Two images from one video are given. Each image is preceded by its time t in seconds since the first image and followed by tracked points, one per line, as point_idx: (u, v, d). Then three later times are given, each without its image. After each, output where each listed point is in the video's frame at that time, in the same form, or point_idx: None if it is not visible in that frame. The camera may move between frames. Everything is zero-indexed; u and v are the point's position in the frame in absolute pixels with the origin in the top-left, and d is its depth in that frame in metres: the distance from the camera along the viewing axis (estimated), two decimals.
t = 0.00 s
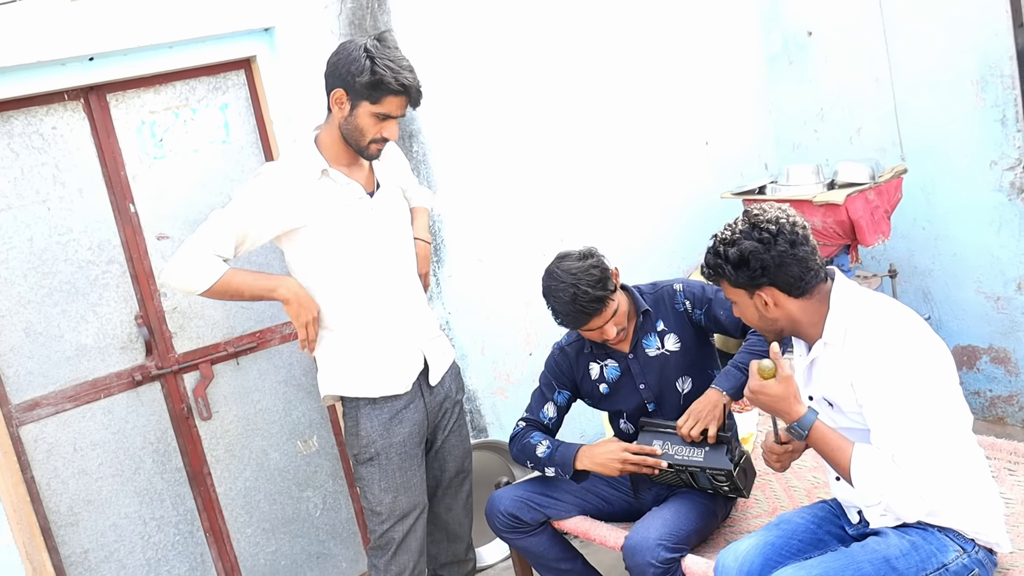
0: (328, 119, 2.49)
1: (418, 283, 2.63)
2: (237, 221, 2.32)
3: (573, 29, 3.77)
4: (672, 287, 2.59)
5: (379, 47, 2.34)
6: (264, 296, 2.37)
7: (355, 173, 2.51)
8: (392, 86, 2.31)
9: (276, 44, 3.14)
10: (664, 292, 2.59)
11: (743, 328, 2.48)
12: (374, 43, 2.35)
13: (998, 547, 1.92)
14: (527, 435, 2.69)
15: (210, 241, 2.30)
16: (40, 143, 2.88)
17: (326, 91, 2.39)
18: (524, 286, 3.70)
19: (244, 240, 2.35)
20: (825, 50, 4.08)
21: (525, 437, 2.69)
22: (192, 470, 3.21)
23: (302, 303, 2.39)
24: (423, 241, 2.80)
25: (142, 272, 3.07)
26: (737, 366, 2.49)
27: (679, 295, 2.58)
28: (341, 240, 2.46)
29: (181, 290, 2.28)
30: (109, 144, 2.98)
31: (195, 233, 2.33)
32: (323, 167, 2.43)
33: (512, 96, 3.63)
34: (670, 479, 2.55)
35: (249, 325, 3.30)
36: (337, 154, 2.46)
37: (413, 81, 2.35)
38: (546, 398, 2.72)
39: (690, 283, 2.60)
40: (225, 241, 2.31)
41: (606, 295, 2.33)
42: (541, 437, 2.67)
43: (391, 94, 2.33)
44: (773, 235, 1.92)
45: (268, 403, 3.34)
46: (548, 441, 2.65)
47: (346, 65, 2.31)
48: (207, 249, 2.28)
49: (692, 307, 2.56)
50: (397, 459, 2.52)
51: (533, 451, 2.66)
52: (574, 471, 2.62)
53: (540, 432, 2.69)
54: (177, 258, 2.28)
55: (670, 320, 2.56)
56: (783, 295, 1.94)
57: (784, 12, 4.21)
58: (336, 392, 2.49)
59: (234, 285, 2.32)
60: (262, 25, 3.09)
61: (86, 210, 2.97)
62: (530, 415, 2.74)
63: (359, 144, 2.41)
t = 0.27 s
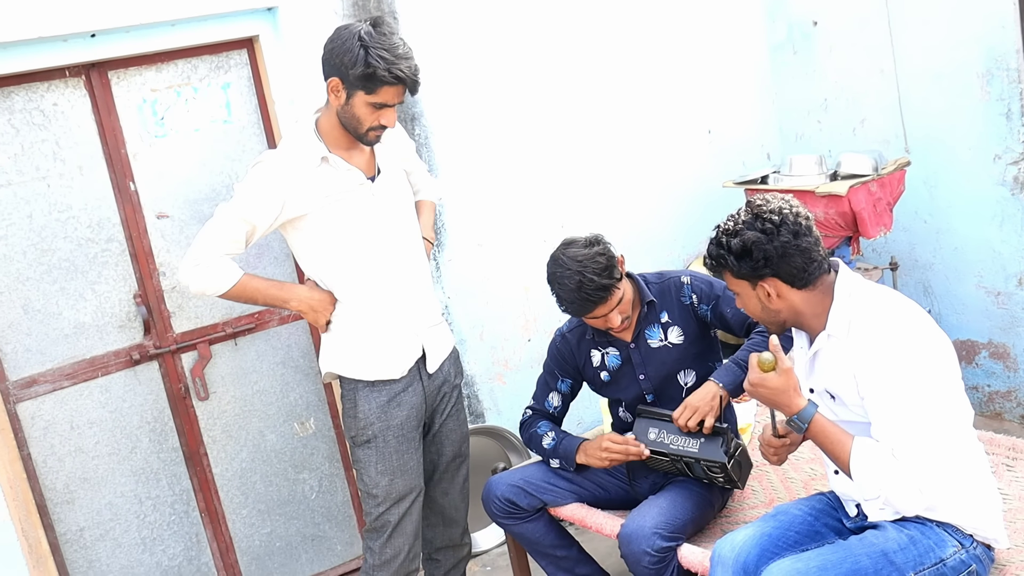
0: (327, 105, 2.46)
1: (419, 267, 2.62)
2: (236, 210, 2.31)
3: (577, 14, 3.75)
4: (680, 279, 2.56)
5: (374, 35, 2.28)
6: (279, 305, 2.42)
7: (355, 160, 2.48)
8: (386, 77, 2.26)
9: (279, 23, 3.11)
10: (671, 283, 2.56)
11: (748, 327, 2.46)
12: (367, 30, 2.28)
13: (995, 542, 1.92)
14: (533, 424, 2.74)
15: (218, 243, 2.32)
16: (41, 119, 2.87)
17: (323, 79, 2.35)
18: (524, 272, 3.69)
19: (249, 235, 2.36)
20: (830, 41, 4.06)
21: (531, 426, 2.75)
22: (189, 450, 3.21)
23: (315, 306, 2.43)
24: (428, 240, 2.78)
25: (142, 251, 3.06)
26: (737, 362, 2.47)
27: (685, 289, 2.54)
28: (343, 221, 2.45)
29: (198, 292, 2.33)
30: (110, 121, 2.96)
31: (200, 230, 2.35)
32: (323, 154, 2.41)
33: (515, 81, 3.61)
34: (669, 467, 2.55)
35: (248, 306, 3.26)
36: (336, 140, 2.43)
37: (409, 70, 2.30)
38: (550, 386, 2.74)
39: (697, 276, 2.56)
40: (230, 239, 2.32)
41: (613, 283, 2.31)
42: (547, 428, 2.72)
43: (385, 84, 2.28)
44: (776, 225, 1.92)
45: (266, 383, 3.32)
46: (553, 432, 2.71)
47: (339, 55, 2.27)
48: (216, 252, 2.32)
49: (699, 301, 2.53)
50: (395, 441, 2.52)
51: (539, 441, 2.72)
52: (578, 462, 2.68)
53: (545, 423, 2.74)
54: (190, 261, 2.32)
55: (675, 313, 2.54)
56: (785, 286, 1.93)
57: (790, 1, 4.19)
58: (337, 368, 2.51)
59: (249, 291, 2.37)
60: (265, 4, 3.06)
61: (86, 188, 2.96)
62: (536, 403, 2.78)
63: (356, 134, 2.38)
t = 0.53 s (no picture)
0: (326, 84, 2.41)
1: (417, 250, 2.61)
2: (234, 189, 2.30)
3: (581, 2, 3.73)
4: (682, 270, 2.55)
5: (368, 19, 2.20)
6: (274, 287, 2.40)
7: (352, 142, 2.44)
8: (376, 65, 2.19)
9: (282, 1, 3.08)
10: (673, 274, 2.56)
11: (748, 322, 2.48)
12: (361, 15, 2.20)
13: (985, 540, 1.93)
14: (522, 399, 2.74)
15: (214, 222, 2.30)
16: (38, 91, 2.84)
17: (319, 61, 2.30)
18: (521, 259, 3.68)
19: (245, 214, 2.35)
20: (833, 37, 4.05)
21: (520, 401, 2.74)
22: (179, 428, 3.19)
23: (310, 289, 2.42)
24: (427, 227, 2.77)
25: (137, 227, 3.03)
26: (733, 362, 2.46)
27: (686, 280, 2.54)
28: (341, 201, 2.44)
29: (193, 272, 2.31)
30: (109, 95, 2.93)
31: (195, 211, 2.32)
32: (318, 136, 2.37)
33: (517, 67, 3.59)
34: (663, 460, 2.53)
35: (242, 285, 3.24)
36: (333, 122, 2.39)
37: (402, 57, 2.21)
38: (544, 365, 2.75)
39: (700, 268, 2.56)
40: (227, 219, 2.31)
41: (616, 271, 2.32)
42: (535, 404, 2.72)
43: (376, 72, 2.21)
44: (776, 218, 1.91)
45: (257, 363, 3.31)
46: (542, 409, 2.70)
47: (331, 39, 2.20)
48: (212, 231, 2.29)
49: (699, 293, 2.53)
50: (384, 425, 2.51)
51: (526, 417, 2.71)
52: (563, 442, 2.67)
53: (534, 399, 2.74)
54: (186, 241, 2.29)
55: (676, 304, 2.54)
56: (784, 280, 1.93)
57: None
58: (329, 352, 2.50)
59: (245, 271, 2.35)
60: None
61: (83, 161, 2.93)
62: (529, 380, 2.78)
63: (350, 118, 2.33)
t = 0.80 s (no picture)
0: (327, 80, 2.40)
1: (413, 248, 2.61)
2: (231, 184, 2.30)
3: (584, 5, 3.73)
4: (685, 278, 2.55)
5: (367, 17, 2.20)
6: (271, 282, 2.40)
7: (353, 139, 2.43)
8: (374, 64, 2.19)
9: None
10: (674, 281, 2.56)
11: (744, 336, 2.48)
12: (360, 13, 2.19)
13: (975, 553, 1.94)
14: (522, 402, 2.74)
15: (211, 217, 2.30)
16: (38, 79, 2.83)
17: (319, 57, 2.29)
18: (517, 260, 3.68)
19: (243, 209, 2.35)
20: (834, 47, 4.07)
21: (520, 404, 2.74)
22: (170, 421, 3.18)
23: (307, 285, 2.41)
24: (424, 228, 2.78)
25: (133, 218, 3.02)
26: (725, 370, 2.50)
27: (688, 289, 2.55)
28: (339, 197, 2.43)
29: (191, 266, 2.31)
30: (108, 85, 2.92)
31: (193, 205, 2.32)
32: (317, 133, 2.37)
33: (518, 68, 3.60)
34: (655, 467, 2.54)
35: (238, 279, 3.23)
36: (332, 119, 2.38)
37: (401, 56, 2.20)
38: (543, 367, 2.75)
39: (703, 278, 2.56)
40: (225, 213, 2.31)
41: (609, 280, 2.32)
42: (536, 408, 2.71)
43: (375, 71, 2.21)
44: (778, 225, 1.92)
45: (251, 358, 3.30)
46: (542, 414, 2.70)
47: (330, 36, 2.20)
48: (208, 226, 2.29)
49: (700, 304, 2.54)
50: (377, 422, 2.50)
51: (526, 420, 2.70)
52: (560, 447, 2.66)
53: (534, 403, 2.73)
54: (183, 235, 2.29)
55: (674, 311, 2.54)
56: (783, 287, 1.94)
57: (796, 4, 4.19)
58: (323, 349, 2.50)
59: (242, 266, 2.35)
60: None
61: (81, 151, 2.92)
62: (527, 381, 2.78)
63: (349, 115, 2.33)
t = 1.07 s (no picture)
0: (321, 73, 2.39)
1: (406, 245, 2.61)
2: (224, 178, 2.29)
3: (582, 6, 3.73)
4: (675, 280, 2.56)
5: (361, 13, 2.18)
6: (264, 276, 2.39)
7: (347, 134, 2.43)
8: (368, 61, 2.19)
9: None
10: (665, 284, 2.57)
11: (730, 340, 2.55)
12: (354, 9, 2.18)
13: (961, 560, 1.95)
14: (508, 402, 2.69)
15: (205, 211, 2.29)
16: (31, 66, 2.81)
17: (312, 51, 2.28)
18: (509, 259, 3.68)
19: (237, 204, 2.34)
20: (830, 53, 4.08)
21: (505, 403, 2.68)
22: (158, 414, 3.17)
23: (301, 280, 2.41)
24: (416, 224, 2.76)
25: (125, 209, 3.01)
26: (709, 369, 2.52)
27: (679, 292, 2.56)
28: (333, 192, 2.42)
29: (184, 260, 2.29)
30: (102, 74, 2.90)
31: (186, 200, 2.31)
32: (312, 127, 2.36)
33: (515, 68, 3.59)
34: (645, 467, 2.54)
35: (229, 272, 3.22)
36: (326, 114, 2.37)
37: (394, 53, 2.20)
38: (529, 364, 2.72)
39: (693, 280, 2.57)
40: (219, 208, 2.30)
41: (605, 287, 2.32)
42: (523, 409, 2.67)
43: (368, 67, 2.20)
44: (774, 228, 1.93)
45: (240, 352, 3.28)
46: (531, 415, 2.66)
47: (324, 32, 2.19)
48: (202, 220, 2.28)
49: (690, 307, 2.56)
50: (367, 417, 2.50)
51: (514, 420, 2.66)
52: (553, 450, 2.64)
53: (520, 401, 2.69)
54: (176, 229, 2.28)
55: (665, 314, 2.56)
56: (777, 291, 1.94)
57: (793, 10, 4.20)
58: (313, 343, 2.49)
59: (234, 262, 2.33)
60: None
61: (73, 140, 2.90)
62: (512, 378, 2.74)
63: (342, 111, 2.32)
